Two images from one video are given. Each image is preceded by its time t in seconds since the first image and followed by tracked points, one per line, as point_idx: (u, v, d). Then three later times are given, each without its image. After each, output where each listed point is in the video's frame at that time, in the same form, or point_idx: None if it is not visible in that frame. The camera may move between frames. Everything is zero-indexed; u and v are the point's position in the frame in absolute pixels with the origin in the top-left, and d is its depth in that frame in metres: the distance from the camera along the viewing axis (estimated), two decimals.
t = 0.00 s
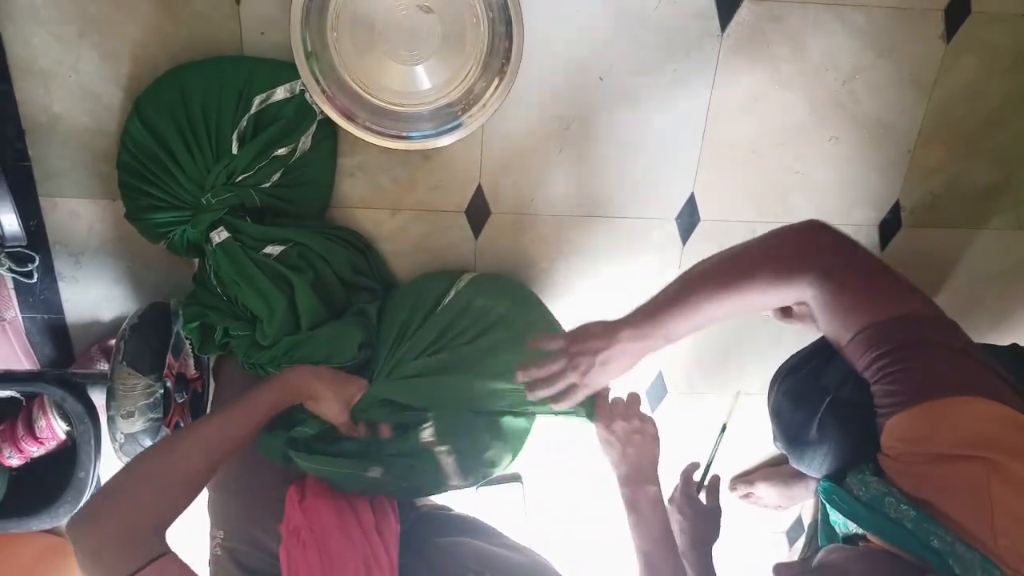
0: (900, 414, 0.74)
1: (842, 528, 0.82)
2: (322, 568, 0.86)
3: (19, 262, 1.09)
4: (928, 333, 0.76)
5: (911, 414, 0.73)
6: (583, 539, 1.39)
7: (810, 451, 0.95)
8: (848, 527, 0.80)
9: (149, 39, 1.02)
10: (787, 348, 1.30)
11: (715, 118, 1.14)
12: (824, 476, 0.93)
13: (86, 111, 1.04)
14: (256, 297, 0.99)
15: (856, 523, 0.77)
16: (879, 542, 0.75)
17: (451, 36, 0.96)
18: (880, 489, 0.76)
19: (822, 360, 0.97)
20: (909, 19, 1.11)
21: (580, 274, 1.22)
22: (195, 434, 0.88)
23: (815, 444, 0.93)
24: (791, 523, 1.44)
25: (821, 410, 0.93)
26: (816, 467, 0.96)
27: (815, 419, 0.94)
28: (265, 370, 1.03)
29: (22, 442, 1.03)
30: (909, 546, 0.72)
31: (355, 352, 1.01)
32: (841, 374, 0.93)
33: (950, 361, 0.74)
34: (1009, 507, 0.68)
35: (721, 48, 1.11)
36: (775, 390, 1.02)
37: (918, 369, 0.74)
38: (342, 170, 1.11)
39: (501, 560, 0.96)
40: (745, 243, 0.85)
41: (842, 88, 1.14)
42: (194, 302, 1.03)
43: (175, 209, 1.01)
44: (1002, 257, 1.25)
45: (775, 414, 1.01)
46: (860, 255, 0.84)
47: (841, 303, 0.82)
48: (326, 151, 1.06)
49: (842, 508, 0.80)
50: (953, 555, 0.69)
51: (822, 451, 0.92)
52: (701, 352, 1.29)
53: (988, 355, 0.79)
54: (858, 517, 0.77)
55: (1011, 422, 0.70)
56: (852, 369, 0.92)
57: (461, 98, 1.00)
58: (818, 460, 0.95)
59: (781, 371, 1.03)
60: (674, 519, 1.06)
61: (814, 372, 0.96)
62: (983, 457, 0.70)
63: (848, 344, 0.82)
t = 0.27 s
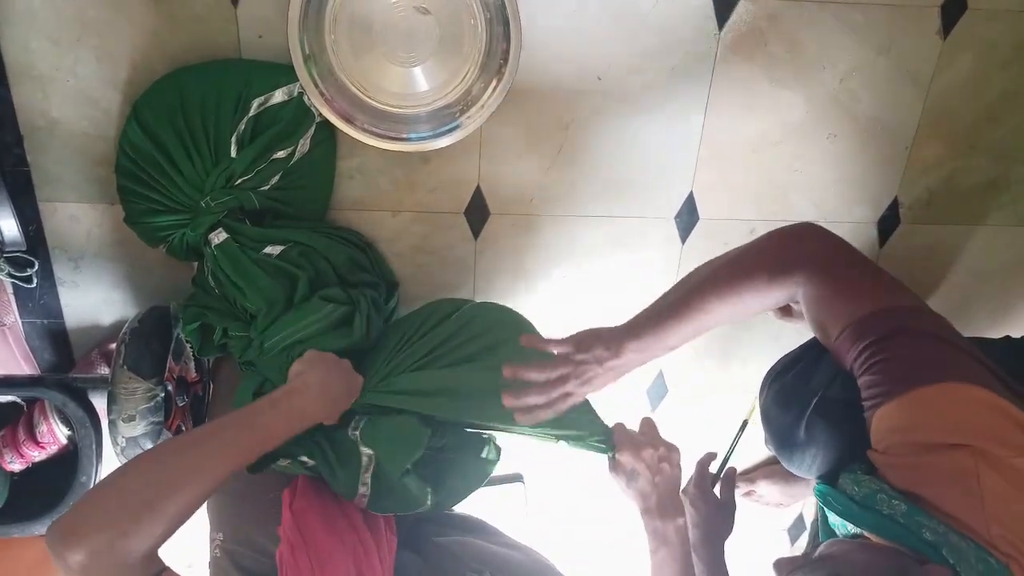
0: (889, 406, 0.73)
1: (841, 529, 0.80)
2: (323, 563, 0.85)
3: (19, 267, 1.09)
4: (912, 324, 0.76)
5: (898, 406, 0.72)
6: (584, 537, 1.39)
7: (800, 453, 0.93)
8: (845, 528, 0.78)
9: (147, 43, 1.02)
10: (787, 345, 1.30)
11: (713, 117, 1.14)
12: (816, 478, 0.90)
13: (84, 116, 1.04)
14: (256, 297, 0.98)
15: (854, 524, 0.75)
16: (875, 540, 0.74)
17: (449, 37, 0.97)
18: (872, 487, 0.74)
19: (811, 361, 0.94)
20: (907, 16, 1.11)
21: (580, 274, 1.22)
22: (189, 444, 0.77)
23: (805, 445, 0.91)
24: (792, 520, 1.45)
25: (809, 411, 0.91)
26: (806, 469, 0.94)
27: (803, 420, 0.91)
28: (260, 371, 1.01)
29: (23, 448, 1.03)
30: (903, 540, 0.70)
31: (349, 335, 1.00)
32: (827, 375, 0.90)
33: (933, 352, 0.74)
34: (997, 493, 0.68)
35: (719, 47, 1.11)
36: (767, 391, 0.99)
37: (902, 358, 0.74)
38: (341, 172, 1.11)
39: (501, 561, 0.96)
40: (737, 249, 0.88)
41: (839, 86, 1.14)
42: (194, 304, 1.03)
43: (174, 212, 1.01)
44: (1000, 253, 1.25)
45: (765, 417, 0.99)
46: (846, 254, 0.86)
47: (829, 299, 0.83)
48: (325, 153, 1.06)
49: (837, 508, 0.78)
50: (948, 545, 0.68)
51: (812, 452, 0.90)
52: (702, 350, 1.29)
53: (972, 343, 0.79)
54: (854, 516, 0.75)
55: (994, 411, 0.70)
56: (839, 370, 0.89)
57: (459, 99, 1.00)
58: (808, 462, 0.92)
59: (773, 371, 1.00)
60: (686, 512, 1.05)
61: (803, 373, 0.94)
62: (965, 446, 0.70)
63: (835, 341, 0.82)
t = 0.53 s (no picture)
0: (899, 398, 0.75)
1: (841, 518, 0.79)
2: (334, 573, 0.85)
3: (19, 268, 1.09)
4: (920, 317, 0.79)
5: (908, 399, 0.74)
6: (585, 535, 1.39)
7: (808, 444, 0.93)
8: (846, 517, 0.78)
9: (146, 44, 1.02)
10: (787, 343, 1.30)
11: (712, 114, 1.14)
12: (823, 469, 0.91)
13: (83, 117, 1.04)
14: (256, 297, 0.98)
15: (857, 512, 0.75)
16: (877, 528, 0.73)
17: (447, 37, 0.97)
18: (878, 476, 0.75)
19: (819, 353, 0.94)
20: (905, 13, 1.11)
21: (580, 273, 1.22)
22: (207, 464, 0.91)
23: (813, 436, 0.91)
24: (793, 517, 1.45)
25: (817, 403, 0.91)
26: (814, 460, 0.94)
27: (812, 412, 0.91)
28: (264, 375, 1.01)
29: (26, 449, 1.02)
30: (907, 528, 0.70)
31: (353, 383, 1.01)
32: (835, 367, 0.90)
33: (942, 345, 0.76)
34: (1003, 482, 0.68)
35: (717, 45, 1.11)
36: (773, 383, 1.00)
37: (912, 351, 0.77)
38: (340, 172, 1.11)
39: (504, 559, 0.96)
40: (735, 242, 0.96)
41: (838, 83, 1.14)
42: (194, 305, 1.03)
43: (173, 213, 1.01)
44: (999, 248, 1.25)
45: (772, 408, 0.99)
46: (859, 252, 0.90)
47: (846, 294, 0.87)
48: (325, 153, 1.06)
49: (841, 497, 0.78)
50: (953, 534, 0.67)
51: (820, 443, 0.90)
52: (701, 348, 1.29)
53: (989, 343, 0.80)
54: (858, 505, 0.75)
55: (1002, 406, 0.71)
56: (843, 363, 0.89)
57: (457, 99, 1.00)
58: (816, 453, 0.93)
59: (779, 364, 1.01)
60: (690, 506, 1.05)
61: (810, 365, 0.94)
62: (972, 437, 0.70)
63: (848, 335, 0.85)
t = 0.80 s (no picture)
0: (899, 397, 0.75)
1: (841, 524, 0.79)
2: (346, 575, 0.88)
3: (17, 273, 1.09)
4: (921, 319, 0.80)
5: (909, 397, 0.74)
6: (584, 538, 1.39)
7: (805, 449, 0.93)
8: (848, 523, 0.77)
9: (145, 48, 1.02)
10: (786, 345, 1.30)
11: (711, 117, 1.14)
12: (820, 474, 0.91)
13: (82, 120, 1.04)
14: (256, 301, 0.98)
15: (857, 519, 0.74)
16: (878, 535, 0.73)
17: (447, 40, 0.97)
18: (879, 482, 0.74)
19: (817, 358, 0.94)
20: (904, 15, 1.11)
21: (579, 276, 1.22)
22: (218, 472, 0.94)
23: (812, 441, 0.90)
24: (793, 519, 1.45)
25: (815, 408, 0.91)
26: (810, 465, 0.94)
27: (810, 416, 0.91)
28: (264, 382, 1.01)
29: (24, 454, 1.02)
30: (908, 534, 0.69)
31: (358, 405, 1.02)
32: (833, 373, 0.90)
33: (943, 346, 0.77)
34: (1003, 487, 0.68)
35: (716, 47, 1.11)
36: (771, 389, 1.00)
37: (912, 352, 0.77)
38: (340, 176, 1.11)
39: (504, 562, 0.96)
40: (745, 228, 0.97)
41: (836, 85, 1.14)
42: (194, 308, 1.03)
43: (172, 217, 1.01)
44: (997, 250, 1.25)
45: (770, 413, 0.99)
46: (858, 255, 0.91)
47: (848, 300, 0.88)
48: (324, 156, 1.06)
49: (841, 503, 0.77)
50: (955, 540, 0.67)
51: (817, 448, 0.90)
52: (700, 350, 1.29)
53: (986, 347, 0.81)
54: (859, 511, 0.74)
55: (1002, 409, 0.71)
56: (844, 368, 0.88)
57: (457, 102, 1.00)
58: (813, 458, 0.92)
59: (777, 369, 1.01)
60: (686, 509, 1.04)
61: (809, 371, 0.93)
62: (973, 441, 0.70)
63: (849, 340, 0.86)
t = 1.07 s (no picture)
0: (900, 395, 0.75)
1: (838, 525, 0.79)
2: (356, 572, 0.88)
3: (15, 273, 1.08)
4: (921, 317, 0.81)
5: (907, 396, 0.74)
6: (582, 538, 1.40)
7: (802, 453, 0.93)
8: (843, 525, 0.77)
9: (143, 48, 1.02)
10: (784, 346, 1.30)
11: (710, 118, 1.14)
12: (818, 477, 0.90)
13: (80, 121, 1.03)
14: (254, 301, 0.98)
15: (853, 519, 0.74)
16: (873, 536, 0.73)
17: (445, 41, 0.97)
18: (873, 482, 0.74)
19: (815, 361, 0.94)
20: (902, 17, 1.11)
21: (578, 278, 1.22)
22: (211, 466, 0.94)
23: (807, 445, 0.90)
24: (791, 520, 1.45)
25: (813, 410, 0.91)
26: (808, 469, 0.94)
27: (807, 419, 0.91)
28: (265, 379, 1.02)
29: (22, 454, 1.02)
30: (903, 535, 0.69)
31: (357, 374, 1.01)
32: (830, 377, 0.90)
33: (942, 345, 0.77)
34: (997, 487, 0.67)
35: (714, 49, 1.11)
36: (768, 392, 1.00)
37: (913, 350, 0.78)
38: (338, 176, 1.11)
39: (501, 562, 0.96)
40: (754, 229, 0.97)
41: (835, 87, 1.14)
42: (193, 309, 1.03)
43: (171, 217, 1.01)
44: (996, 252, 1.25)
45: (767, 417, 0.99)
46: (863, 253, 0.92)
47: (849, 299, 0.88)
48: (322, 156, 1.06)
49: (836, 504, 0.77)
50: (948, 540, 0.66)
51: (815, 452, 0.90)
52: (698, 351, 1.29)
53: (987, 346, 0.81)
54: (854, 512, 0.74)
55: (997, 410, 0.71)
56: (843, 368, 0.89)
57: (455, 103, 1.00)
58: (810, 462, 0.92)
59: (775, 372, 1.01)
60: (689, 510, 1.04)
61: (807, 373, 0.94)
62: (968, 442, 0.70)
63: (849, 338, 0.86)
